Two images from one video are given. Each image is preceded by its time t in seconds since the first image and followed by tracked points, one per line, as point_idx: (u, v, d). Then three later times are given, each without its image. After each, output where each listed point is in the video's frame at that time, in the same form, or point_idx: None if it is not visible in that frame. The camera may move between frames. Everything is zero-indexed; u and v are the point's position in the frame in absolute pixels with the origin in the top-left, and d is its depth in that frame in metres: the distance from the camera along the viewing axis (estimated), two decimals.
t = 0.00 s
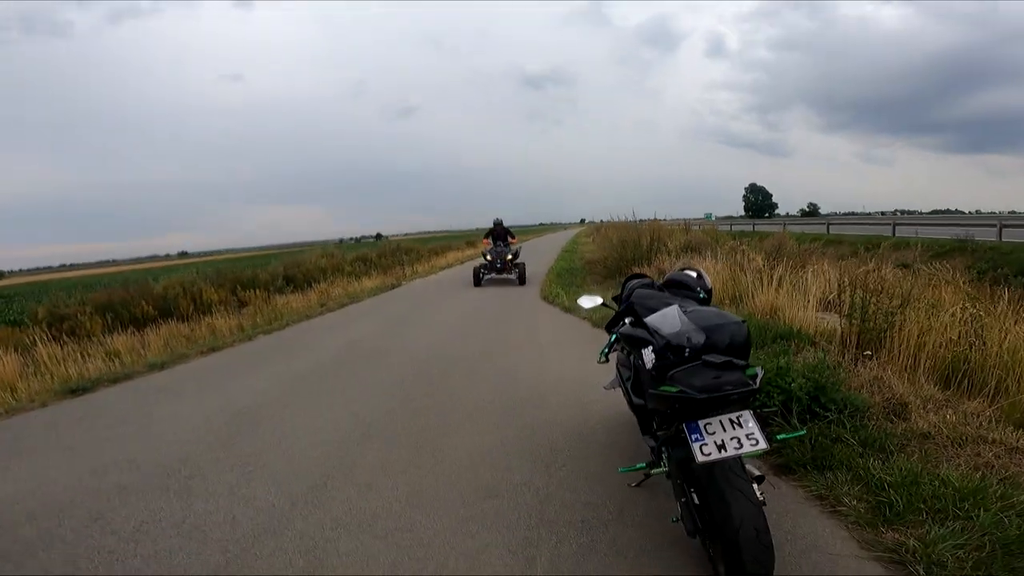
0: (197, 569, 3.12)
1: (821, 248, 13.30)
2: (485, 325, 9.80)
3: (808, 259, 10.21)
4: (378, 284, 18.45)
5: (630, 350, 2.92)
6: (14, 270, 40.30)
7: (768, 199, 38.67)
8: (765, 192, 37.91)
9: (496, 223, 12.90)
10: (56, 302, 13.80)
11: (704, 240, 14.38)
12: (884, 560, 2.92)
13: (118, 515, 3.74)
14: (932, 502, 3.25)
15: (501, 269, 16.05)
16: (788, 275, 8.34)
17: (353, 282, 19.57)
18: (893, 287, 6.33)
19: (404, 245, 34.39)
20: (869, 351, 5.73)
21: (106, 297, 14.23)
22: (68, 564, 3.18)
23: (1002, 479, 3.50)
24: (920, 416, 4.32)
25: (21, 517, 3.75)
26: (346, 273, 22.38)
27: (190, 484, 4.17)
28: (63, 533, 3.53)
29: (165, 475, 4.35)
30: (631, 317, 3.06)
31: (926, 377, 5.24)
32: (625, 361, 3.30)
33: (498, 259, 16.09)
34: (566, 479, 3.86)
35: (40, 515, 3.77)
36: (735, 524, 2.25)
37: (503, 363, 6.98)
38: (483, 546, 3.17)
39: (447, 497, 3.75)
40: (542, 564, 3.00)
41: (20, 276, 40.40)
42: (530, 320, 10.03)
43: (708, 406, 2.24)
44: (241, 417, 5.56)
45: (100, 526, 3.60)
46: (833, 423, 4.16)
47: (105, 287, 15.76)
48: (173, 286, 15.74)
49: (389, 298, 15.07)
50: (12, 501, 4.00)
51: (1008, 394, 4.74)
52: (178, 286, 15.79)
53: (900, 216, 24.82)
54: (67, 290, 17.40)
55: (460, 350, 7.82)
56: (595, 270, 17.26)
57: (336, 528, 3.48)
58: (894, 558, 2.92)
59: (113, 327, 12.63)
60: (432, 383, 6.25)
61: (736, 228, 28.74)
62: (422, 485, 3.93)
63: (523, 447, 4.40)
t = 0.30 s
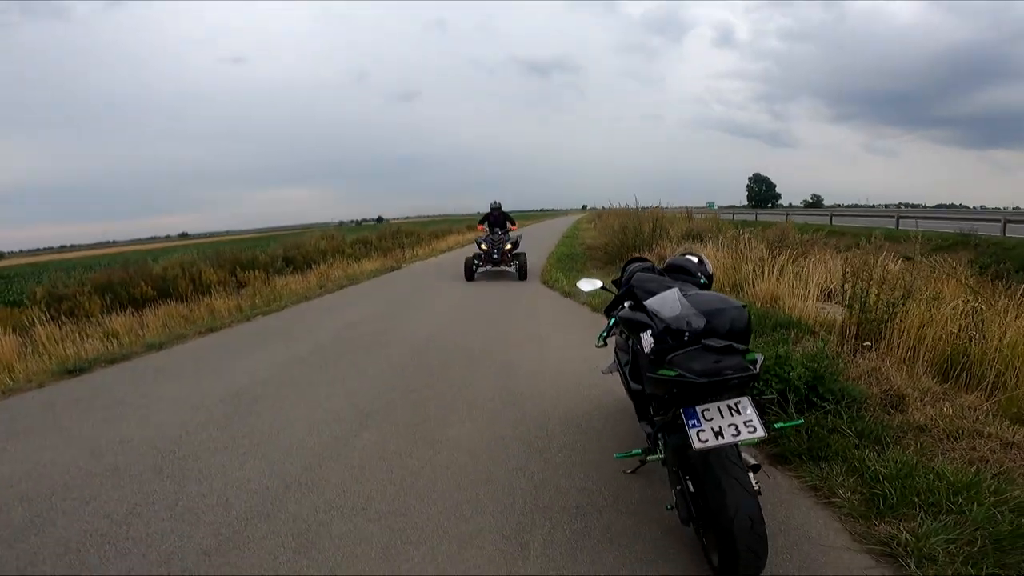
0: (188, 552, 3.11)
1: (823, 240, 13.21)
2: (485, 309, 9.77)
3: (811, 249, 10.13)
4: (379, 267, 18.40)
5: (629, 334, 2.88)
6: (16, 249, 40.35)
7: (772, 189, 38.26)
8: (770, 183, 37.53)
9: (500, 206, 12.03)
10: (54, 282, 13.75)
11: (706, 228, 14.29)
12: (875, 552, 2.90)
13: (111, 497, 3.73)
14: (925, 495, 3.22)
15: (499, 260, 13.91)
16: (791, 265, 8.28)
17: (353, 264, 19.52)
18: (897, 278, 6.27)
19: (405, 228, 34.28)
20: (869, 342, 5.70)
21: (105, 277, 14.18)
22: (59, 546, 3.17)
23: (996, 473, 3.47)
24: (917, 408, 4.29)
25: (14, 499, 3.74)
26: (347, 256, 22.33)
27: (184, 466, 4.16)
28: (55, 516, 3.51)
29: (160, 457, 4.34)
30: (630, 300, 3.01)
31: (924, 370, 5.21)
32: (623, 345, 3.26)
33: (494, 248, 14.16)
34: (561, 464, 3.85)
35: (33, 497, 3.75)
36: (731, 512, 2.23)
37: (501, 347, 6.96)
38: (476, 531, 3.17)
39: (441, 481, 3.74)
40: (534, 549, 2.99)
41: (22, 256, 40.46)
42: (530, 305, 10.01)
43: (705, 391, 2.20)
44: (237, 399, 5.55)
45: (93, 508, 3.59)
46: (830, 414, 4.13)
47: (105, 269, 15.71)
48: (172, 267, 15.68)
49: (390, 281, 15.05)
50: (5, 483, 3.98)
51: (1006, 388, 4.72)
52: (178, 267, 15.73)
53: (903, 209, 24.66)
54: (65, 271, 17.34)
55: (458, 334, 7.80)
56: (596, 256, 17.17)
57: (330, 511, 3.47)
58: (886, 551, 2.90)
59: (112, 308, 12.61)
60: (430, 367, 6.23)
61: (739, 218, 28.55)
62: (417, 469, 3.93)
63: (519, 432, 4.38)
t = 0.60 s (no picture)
0: (186, 537, 3.12)
1: (828, 232, 13.12)
2: (486, 297, 9.76)
3: (816, 241, 10.06)
4: (382, 254, 18.39)
5: (630, 322, 2.86)
6: (21, 234, 40.44)
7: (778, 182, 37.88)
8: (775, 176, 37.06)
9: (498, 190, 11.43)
10: (58, 268, 13.78)
11: (710, 219, 14.21)
12: (871, 545, 2.89)
13: (111, 483, 3.74)
14: (924, 489, 3.20)
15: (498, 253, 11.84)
16: (795, 256, 8.23)
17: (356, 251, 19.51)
18: (901, 270, 6.22)
19: (409, 216, 34.23)
20: (871, 334, 5.66)
21: (108, 262, 14.19)
22: (58, 531, 3.18)
23: (995, 468, 3.45)
24: (918, 402, 4.27)
25: (15, 483, 3.77)
26: (350, 243, 22.32)
27: (184, 451, 4.17)
28: (55, 501, 3.52)
29: (160, 442, 4.35)
30: (632, 288, 2.98)
31: (926, 363, 5.19)
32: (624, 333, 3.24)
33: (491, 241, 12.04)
34: (559, 452, 3.84)
35: (34, 482, 3.77)
36: (729, 502, 2.22)
37: (502, 335, 6.94)
38: (474, 518, 3.17)
39: (439, 468, 3.73)
40: (531, 537, 2.99)
41: (27, 242, 40.52)
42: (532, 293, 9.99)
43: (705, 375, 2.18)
44: (238, 384, 5.55)
45: (93, 494, 3.60)
46: (830, 406, 4.11)
47: (109, 254, 15.73)
48: (175, 253, 15.68)
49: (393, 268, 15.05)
50: (6, 468, 4.00)
51: (1007, 383, 4.69)
52: (181, 253, 15.73)
53: (909, 203, 24.45)
54: (69, 257, 17.38)
55: (460, 321, 7.79)
56: (599, 246, 17.09)
57: (328, 497, 3.47)
58: (882, 545, 2.88)
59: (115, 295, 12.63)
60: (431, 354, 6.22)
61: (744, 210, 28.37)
62: (415, 455, 3.93)
63: (518, 419, 4.38)
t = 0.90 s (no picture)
0: (191, 524, 3.13)
1: (835, 225, 13.00)
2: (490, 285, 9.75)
3: (822, 234, 9.99)
4: (387, 241, 18.36)
5: (635, 310, 2.84)
6: (29, 220, 40.55)
7: (785, 176, 37.51)
8: (784, 168, 36.72)
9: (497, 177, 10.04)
10: (66, 254, 13.82)
11: (716, 210, 14.11)
12: (871, 539, 2.88)
13: (116, 469, 3.75)
14: (925, 484, 3.19)
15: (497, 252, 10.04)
16: (802, 248, 8.17)
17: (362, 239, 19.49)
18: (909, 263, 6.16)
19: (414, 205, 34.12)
20: (876, 328, 5.61)
21: (114, 249, 14.21)
22: (63, 518, 3.20)
23: (997, 464, 3.43)
24: (921, 396, 4.24)
25: (22, 469, 3.79)
26: (355, 230, 22.31)
27: (189, 437, 4.19)
28: (61, 487, 3.54)
29: (165, 428, 4.37)
30: (638, 276, 2.96)
31: (931, 358, 5.15)
32: (629, 322, 3.22)
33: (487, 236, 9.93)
34: (561, 441, 3.84)
35: (40, 468, 3.79)
36: (731, 493, 2.20)
37: (505, 324, 6.94)
38: (476, 507, 3.17)
39: (442, 455, 3.74)
40: (533, 525, 3.00)
41: (35, 228, 40.82)
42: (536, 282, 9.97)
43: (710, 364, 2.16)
44: (242, 371, 5.56)
45: (98, 480, 3.62)
46: (834, 399, 4.09)
47: (116, 241, 15.76)
48: (180, 240, 15.68)
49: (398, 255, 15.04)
50: (13, 454, 4.02)
51: (1013, 380, 4.66)
52: (186, 239, 15.74)
53: (918, 198, 24.23)
54: (76, 244, 17.41)
55: (463, 310, 7.78)
56: (604, 236, 17.01)
57: (331, 484, 3.48)
58: (881, 539, 2.87)
59: (122, 281, 12.67)
60: (434, 342, 6.22)
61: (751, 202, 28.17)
62: (417, 443, 3.93)
63: (521, 408, 4.37)
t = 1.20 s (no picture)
0: (200, 509, 3.17)
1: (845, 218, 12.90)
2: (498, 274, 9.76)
3: (833, 228, 9.90)
4: (394, 229, 18.38)
5: (644, 300, 2.83)
6: (39, 206, 40.77)
7: (796, 168, 37.18)
8: (794, 161, 36.41)
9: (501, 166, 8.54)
10: (77, 240, 13.92)
11: (726, 202, 14.03)
12: (873, 534, 2.87)
13: (126, 455, 3.80)
14: (929, 479, 3.17)
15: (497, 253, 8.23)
16: (812, 242, 8.11)
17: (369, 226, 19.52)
18: (921, 258, 6.10)
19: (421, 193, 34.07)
20: (886, 322, 5.56)
21: (124, 234, 14.29)
22: (75, 503, 3.24)
23: (1002, 461, 3.40)
24: (929, 392, 4.21)
25: (33, 453, 3.84)
26: (362, 218, 22.33)
27: (198, 423, 4.23)
28: (72, 473, 3.58)
29: (175, 414, 4.41)
30: (647, 266, 2.95)
31: (939, 355, 5.10)
32: (638, 312, 3.21)
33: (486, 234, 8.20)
34: (567, 430, 3.85)
35: (52, 453, 3.83)
36: (737, 484, 2.20)
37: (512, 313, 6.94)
38: (482, 494, 3.19)
39: (448, 443, 3.76)
40: (538, 513, 3.01)
41: (46, 214, 41.13)
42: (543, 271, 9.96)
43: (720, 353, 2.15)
44: (251, 357, 5.60)
45: (109, 465, 3.66)
46: (841, 393, 4.07)
47: (125, 227, 15.84)
48: (189, 226, 15.74)
49: (405, 243, 15.06)
50: (26, 438, 4.07)
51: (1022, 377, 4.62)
52: (195, 225, 15.81)
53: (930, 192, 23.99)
54: (86, 229, 17.52)
55: (471, 298, 7.80)
56: (612, 225, 16.96)
57: (338, 470, 3.52)
58: (884, 533, 2.86)
59: (131, 266, 12.74)
60: (441, 330, 6.23)
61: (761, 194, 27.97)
62: (424, 430, 3.95)
63: (527, 397, 4.39)
